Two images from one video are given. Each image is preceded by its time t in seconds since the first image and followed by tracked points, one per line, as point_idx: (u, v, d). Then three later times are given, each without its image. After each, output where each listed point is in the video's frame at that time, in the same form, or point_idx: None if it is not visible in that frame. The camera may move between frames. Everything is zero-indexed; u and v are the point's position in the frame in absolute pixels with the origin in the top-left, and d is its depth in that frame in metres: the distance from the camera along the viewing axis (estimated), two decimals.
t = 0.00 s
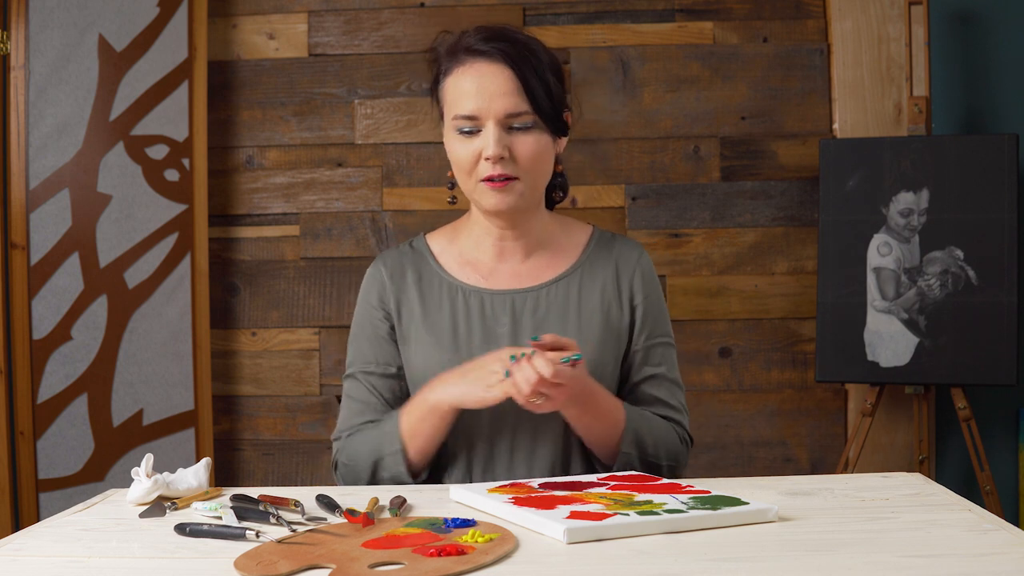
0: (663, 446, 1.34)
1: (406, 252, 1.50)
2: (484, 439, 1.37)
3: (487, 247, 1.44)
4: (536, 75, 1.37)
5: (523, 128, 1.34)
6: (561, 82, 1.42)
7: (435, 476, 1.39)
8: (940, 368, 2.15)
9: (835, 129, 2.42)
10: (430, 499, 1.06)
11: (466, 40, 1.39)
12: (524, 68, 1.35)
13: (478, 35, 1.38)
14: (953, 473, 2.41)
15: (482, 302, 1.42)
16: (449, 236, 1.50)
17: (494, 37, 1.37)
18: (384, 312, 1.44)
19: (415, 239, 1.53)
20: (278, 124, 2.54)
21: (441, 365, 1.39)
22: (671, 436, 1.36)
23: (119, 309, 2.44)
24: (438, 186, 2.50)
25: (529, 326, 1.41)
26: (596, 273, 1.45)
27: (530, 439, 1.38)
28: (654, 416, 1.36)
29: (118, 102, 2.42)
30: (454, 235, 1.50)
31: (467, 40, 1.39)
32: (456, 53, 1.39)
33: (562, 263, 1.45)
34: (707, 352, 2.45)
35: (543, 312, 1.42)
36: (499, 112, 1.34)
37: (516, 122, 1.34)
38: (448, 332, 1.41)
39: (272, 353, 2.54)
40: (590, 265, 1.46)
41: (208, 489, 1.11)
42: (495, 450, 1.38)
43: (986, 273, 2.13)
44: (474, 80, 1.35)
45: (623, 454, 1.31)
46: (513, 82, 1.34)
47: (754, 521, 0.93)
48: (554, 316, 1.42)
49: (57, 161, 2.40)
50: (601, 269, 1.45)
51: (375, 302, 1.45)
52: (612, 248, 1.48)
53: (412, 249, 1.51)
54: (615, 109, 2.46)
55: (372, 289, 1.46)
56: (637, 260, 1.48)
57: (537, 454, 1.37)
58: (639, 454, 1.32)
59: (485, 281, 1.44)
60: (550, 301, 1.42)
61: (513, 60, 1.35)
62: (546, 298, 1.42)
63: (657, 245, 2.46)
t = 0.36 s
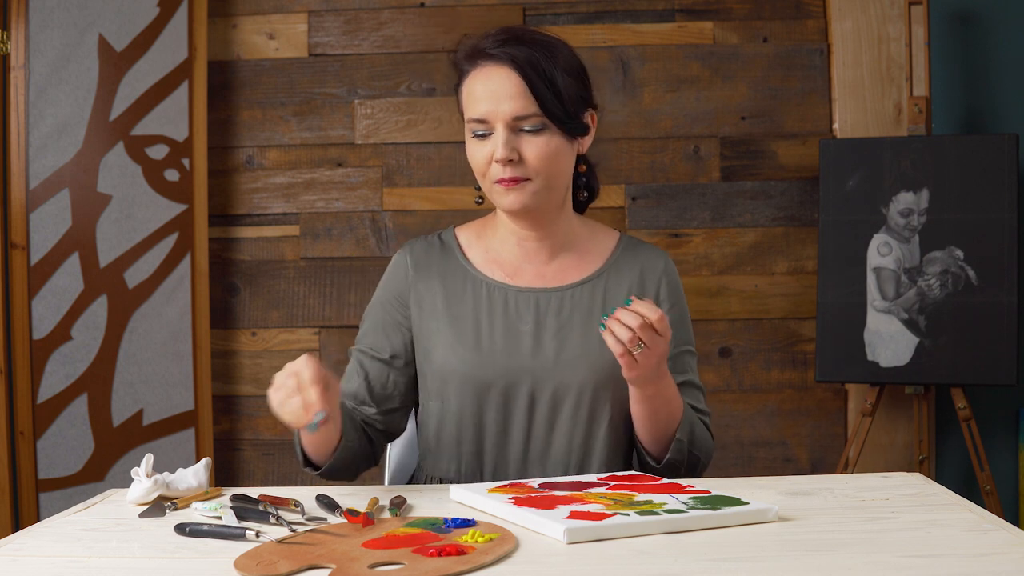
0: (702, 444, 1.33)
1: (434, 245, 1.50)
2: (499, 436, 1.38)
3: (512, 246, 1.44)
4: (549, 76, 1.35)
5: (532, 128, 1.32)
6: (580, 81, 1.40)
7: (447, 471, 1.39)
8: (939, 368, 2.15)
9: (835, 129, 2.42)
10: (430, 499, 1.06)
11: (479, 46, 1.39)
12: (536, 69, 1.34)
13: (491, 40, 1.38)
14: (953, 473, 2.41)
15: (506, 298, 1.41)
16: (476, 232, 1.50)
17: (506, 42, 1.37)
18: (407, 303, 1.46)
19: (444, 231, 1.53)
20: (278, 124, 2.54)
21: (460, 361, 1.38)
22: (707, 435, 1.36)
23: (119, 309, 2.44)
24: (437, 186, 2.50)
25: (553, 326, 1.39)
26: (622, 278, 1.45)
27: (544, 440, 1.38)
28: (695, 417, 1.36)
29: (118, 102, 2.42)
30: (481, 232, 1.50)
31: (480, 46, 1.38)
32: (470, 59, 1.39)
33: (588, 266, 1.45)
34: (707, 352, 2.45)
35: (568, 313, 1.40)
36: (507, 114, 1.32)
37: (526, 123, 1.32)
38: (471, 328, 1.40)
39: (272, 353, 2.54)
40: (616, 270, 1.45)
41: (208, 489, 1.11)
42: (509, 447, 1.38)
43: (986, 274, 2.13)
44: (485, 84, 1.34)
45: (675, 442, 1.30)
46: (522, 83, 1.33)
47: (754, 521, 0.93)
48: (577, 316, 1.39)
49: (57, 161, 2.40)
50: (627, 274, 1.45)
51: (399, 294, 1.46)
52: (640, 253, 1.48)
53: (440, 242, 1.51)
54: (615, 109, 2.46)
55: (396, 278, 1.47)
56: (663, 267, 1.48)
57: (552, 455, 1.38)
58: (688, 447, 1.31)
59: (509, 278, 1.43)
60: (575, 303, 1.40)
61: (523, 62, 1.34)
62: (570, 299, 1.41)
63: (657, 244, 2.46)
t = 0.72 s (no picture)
0: (708, 451, 1.36)
1: (444, 243, 1.50)
2: (508, 439, 1.38)
3: (522, 246, 1.44)
4: (551, 72, 1.34)
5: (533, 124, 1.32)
6: (585, 79, 1.40)
7: (452, 471, 1.39)
8: (939, 369, 2.15)
9: (835, 129, 2.42)
10: (430, 499, 1.06)
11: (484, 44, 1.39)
12: (537, 65, 1.34)
13: (495, 39, 1.39)
14: (953, 474, 2.41)
15: (518, 299, 1.41)
16: (486, 231, 1.51)
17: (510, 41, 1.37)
18: (416, 301, 1.45)
19: (452, 230, 1.53)
20: (278, 124, 2.54)
21: (470, 361, 1.38)
22: (710, 442, 1.38)
23: (119, 309, 2.44)
24: (437, 186, 2.50)
25: (565, 328, 1.39)
26: (633, 282, 1.45)
27: (554, 444, 1.37)
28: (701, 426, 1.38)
29: (118, 102, 2.42)
30: (490, 232, 1.50)
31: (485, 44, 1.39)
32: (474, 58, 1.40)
33: (598, 269, 1.45)
34: (707, 352, 2.45)
35: (581, 316, 1.40)
36: (507, 110, 1.32)
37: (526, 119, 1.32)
38: (482, 328, 1.39)
39: (272, 353, 2.54)
40: (627, 274, 1.45)
41: (208, 489, 1.11)
42: (518, 450, 1.38)
43: (986, 274, 2.13)
44: (487, 81, 1.34)
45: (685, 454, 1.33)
46: (523, 79, 1.33)
47: (754, 521, 0.93)
48: (588, 319, 1.40)
49: (57, 161, 2.40)
50: (638, 278, 1.45)
51: (407, 291, 1.46)
52: (650, 259, 1.49)
53: (449, 240, 1.51)
54: (615, 109, 2.46)
55: (404, 276, 1.47)
56: (673, 273, 1.49)
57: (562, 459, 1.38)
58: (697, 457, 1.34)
59: (520, 279, 1.43)
60: (587, 306, 1.41)
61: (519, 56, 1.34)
62: (582, 301, 1.41)
63: (657, 244, 2.46)
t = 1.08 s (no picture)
0: (705, 447, 1.36)
1: (436, 246, 1.50)
2: (507, 441, 1.38)
3: (519, 245, 1.44)
4: (579, 72, 1.37)
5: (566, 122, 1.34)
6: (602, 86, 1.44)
7: (453, 474, 1.39)
8: (939, 368, 2.15)
9: (835, 129, 2.42)
10: (430, 499, 1.06)
11: (510, 35, 1.40)
12: (566, 62, 1.36)
13: (522, 32, 1.39)
14: (953, 474, 2.41)
15: (513, 301, 1.41)
16: (479, 232, 1.51)
17: (538, 35, 1.39)
18: (409, 304, 1.45)
19: (444, 232, 1.53)
20: (278, 124, 2.54)
21: (467, 363, 1.38)
22: (708, 437, 1.38)
23: (119, 309, 2.44)
24: (437, 186, 2.50)
25: (561, 327, 1.39)
26: (628, 279, 1.45)
27: (553, 444, 1.37)
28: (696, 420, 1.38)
29: (118, 102, 2.42)
30: (483, 232, 1.50)
31: (512, 35, 1.39)
32: (500, 48, 1.39)
33: (594, 268, 1.45)
34: (707, 352, 2.45)
35: (576, 315, 1.40)
36: (543, 104, 1.33)
37: (560, 116, 1.34)
38: (478, 330, 1.39)
39: (272, 353, 2.54)
40: (622, 271, 1.45)
41: (208, 489, 1.11)
42: (518, 452, 1.38)
43: (986, 274, 2.13)
44: (520, 72, 1.35)
45: (681, 454, 1.33)
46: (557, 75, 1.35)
47: (754, 521, 0.93)
48: (584, 318, 1.40)
49: (57, 161, 2.40)
50: (633, 275, 1.45)
51: (401, 296, 1.46)
52: (645, 255, 1.49)
53: (442, 243, 1.51)
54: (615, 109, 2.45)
55: (398, 281, 1.46)
56: (668, 269, 1.49)
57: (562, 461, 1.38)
58: (693, 455, 1.33)
59: (516, 280, 1.43)
60: (582, 304, 1.41)
61: (556, 51, 1.36)
62: (577, 300, 1.41)
63: (657, 244, 2.46)
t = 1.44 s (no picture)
0: (695, 437, 1.35)
1: (420, 247, 1.50)
2: (494, 439, 1.38)
3: (502, 245, 1.44)
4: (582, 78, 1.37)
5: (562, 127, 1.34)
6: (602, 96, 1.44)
7: (440, 474, 1.40)
8: (939, 369, 2.15)
9: (835, 129, 2.42)
10: (430, 499, 1.06)
11: (518, 33, 1.39)
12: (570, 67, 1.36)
13: (531, 32, 1.39)
14: (953, 474, 2.41)
15: (495, 300, 1.41)
16: (463, 233, 1.51)
17: (546, 37, 1.38)
18: (395, 307, 1.45)
19: (428, 234, 1.53)
20: (278, 124, 2.54)
21: (450, 362, 1.38)
22: (700, 430, 1.38)
23: (119, 309, 2.44)
24: (437, 187, 2.50)
25: (543, 326, 1.39)
26: (610, 276, 1.45)
27: (539, 442, 1.38)
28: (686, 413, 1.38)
29: (118, 102, 2.42)
30: (467, 232, 1.50)
31: (521, 34, 1.39)
32: (507, 45, 1.39)
33: (577, 266, 1.45)
34: (707, 352, 2.45)
35: (558, 313, 1.40)
36: (543, 106, 1.33)
37: (557, 121, 1.34)
38: (461, 329, 1.40)
39: (272, 353, 2.54)
40: (605, 268, 1.46)
41: (208, 489, 1.12)
42: (505, 451, 1.39)
43: (986, 274, 2.13)
44: (524, 71, 1.35)
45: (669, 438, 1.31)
46: (561, 79, 1.35)
47: (754, 521, 0.93)
48: (566, 316, 1.40)
49: (58, 161, 2.40)
50: (616, 272, 1.46)
51: (386, 298, 1.45)
52: (628, 251, 1.49)
53: (425, 244, 1.51)
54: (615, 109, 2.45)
55: (383, 283, 1.46)
56: (651, 264, 1.49)
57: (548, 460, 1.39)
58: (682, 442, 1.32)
59: (498, 279, 1.43)
60: (564, 302, 1.41)
61: (563, 52, 1.37)
62: (559, 298, 1.41)
63: (657, 244, 2.46)
